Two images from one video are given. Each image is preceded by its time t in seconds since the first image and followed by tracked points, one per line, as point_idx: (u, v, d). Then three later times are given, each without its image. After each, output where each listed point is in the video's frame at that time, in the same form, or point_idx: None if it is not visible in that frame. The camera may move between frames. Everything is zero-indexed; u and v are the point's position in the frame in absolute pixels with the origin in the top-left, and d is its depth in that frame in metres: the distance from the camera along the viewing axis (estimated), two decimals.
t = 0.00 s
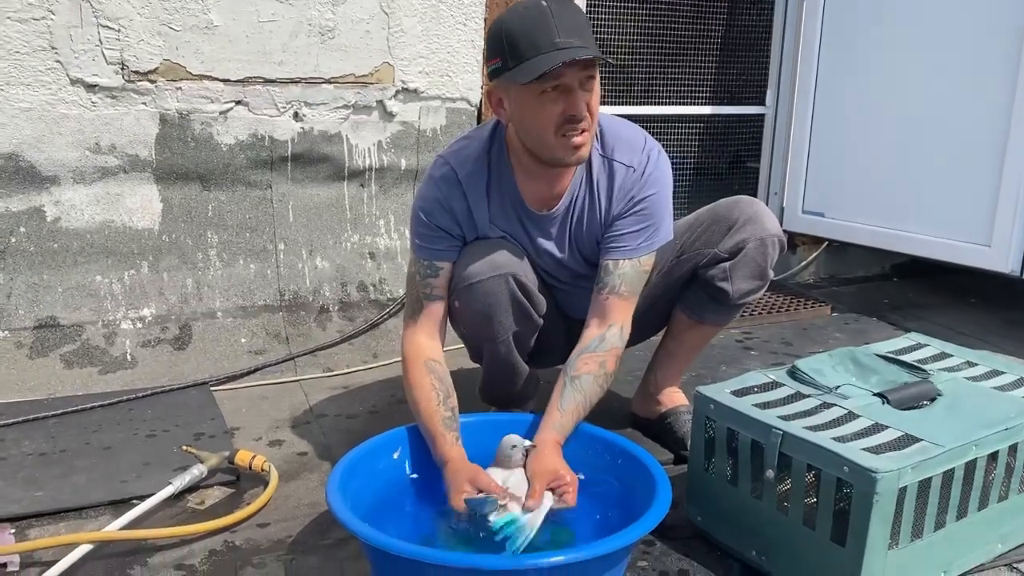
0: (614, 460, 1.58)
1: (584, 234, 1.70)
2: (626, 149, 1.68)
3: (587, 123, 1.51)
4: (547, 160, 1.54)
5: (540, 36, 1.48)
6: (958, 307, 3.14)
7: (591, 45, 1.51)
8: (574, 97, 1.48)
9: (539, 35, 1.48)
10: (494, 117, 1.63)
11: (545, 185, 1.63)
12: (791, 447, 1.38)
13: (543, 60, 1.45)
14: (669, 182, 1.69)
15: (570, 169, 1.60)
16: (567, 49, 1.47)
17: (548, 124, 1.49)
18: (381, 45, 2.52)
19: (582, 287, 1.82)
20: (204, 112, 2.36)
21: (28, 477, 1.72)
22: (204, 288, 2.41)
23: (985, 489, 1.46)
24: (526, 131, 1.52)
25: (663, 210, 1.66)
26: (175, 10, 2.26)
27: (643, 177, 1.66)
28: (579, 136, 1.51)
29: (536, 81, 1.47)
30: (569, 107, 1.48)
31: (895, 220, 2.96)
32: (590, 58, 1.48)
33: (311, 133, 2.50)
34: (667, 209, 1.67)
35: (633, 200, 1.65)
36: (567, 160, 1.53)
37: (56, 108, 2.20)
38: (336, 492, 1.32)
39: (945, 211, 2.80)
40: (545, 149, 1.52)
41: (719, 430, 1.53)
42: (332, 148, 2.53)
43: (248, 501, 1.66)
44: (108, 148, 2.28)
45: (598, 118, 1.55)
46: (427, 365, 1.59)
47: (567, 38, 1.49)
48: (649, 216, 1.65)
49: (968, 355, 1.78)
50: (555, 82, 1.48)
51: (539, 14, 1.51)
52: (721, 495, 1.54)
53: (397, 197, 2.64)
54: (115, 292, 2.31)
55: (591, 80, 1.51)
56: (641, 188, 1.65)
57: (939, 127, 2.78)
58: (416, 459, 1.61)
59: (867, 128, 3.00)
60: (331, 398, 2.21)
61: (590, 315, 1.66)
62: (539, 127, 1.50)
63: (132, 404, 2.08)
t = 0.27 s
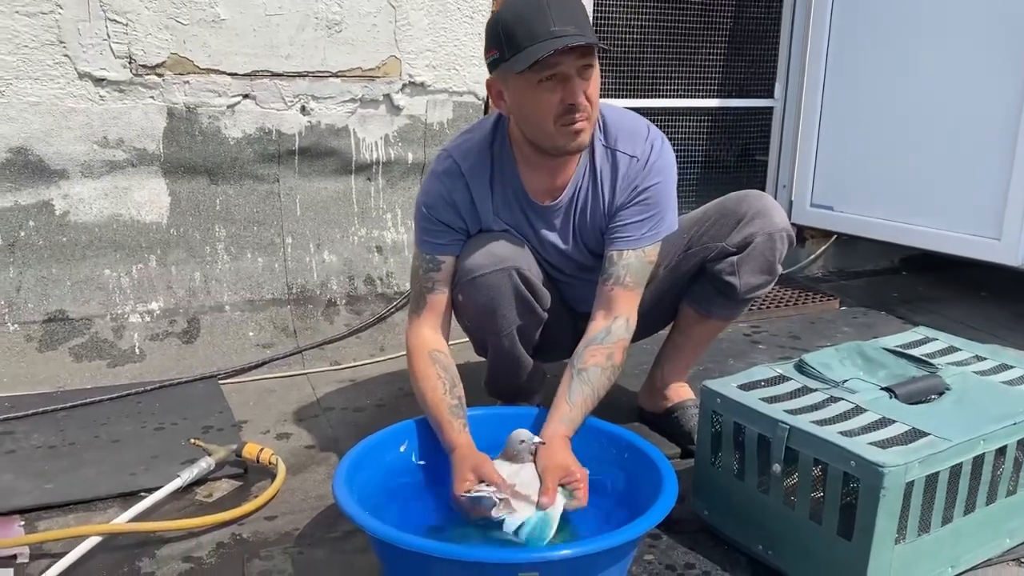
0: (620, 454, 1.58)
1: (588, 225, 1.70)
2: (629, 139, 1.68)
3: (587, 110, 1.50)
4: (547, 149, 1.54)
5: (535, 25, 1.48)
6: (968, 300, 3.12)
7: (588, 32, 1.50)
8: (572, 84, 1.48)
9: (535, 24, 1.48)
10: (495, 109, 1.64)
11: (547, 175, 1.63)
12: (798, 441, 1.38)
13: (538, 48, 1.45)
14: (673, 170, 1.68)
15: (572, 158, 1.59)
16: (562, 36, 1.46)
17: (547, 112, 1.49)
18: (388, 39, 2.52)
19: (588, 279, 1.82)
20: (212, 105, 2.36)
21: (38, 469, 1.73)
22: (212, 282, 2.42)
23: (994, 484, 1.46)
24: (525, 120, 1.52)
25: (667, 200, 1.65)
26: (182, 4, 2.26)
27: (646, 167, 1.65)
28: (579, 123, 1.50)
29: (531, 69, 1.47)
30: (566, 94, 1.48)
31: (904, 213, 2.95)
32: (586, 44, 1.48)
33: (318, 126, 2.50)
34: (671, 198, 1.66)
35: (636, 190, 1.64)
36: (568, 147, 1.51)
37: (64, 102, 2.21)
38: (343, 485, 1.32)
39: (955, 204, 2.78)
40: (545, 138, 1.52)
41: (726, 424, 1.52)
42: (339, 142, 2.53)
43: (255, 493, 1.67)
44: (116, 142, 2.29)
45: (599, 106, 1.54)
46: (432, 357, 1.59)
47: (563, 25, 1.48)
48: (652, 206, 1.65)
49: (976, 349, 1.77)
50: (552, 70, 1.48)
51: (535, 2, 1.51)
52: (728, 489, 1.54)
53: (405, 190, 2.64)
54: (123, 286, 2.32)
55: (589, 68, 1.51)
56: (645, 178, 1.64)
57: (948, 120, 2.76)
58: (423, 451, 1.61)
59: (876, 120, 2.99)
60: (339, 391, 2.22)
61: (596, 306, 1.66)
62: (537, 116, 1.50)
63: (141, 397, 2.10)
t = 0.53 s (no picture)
0: (626, 453, 1.58)
1: (592, 222, 1.69)
2: (633, 136, 1.67)
3: (584, 108, 1.50)
4: (545, 146, 1.54)
5: (533, 21, 1.47)
6: (977, 298, 3.10)
7: (587, 28, 1.49)
8: (569, 82, 1.48)
9: (533, 20, 1.47)
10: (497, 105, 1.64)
11: (548, 172, 1.63)
12: (804, 441, 1.38)
13: (535, 47, 1.44)
14: (678, 167, 1.67)
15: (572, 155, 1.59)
16: (559, 34, 1.45)
17: (544, 110, 1.49)
18: (395, 36, 2.52)
19: (592, 276, 1.81)
20: (219, 103, 2.37)
21: (46, 467, 1.74)
22: (219, 279, 2.43)
23: (1002, 485, 1.45)
24: (522, 117, 1.53)
25: (672, 196, 1.65)
26: (189, 2, 2.26)
27: (650, 163, 1.64)
28: (576, 122, 1.50)
29: (528, 67, 1.47)
30: (563, 92, 1.48)
31: (912, 210, 2.93)
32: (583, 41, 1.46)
33: (325, 124, 2.50)
34: (676, 195, 1.66)
35: (641, 187, 1.64)
36: (565, 145, 1.52)
37: (72, 100, 2.22)
38: (348, 484, 1.33)
39: (965, 202, 2.77)
40: (543, 135, 1.52)
41: (732, 423, 1.52)
42: (346, 140, 2.53)
43: (262, 491, 1.68)
44: (124, 139, 2.29)
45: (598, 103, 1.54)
46: (435, 355, 1.59)
47: (560, 23, 1.46)
48: (657, 202, 1.64)
49: (985, 348, 1.76)
50: (549, 67, 1.47)
51: None
52: (734, 489, 1.54)
53: (411, 187, 2.64)
54: (131, 283, 2.33)
55: (587, 65, 1.50)
56: (649, 174, 1.64)
57: (958, 117, 2.75)
58: (428, 449, 1.62)
59: (885, 117, 2.97)
60: (345, 388, 2.22)
61: (602, 305, 1.65)
62: (535, 113, 1.50)
63: (148, 394, 2.10)
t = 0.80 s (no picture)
0: (637, 452, 1.57)
1: (606, 220, 1.68)
2: (647, 133, 1.66)
3: (580, 108, 1.49)
4: (545, 143, 1.55)
5: (533, 19, 1.47)
6: (992, 295, 3.07)
7: (588, 27, 1.47)
8: (562, 81, 1.48)
9: (533, 18, 1.47)
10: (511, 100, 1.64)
11: (555, 168, 1.63)
12: (818, 442, 1.37)
13: (525, 45, 1.45)
14: (692, 165, 1.66)
15: (577, 152, 1.59)
16: (557, 33, 1.44)
17: (538, 107, 1.50)
18: (406, 31, 2.51)
19: (605, 274, 1.80)
20: (230, 99, 2.37)
21: (59, 463, 1.75)
22: (231, 275, 2.43)
23: (1018, 487, 1.43)
24: (523, 114, 1.55)
25: (686, 195, 1.63)
26: None
27: (664, 161, 1.63)
28: (571, 121, 1.50)
29: (526, 65, 1.49)
30: (558, 90, 1.48)
31: (928, 206, 2.91)
32: (581, 40, 1.45)
33: (336, 120, 2.49)
34: (690, 193, 1.64)
35: (654, 185, 1.62)
36: (559, 143, 1.52)
37: (84, 96, 2.22)
38: (358, 481, 1.33)
39: (987, 199, 2.75)
40: (542, 132, 1.54)
41: (745, 423, 1.51)
42: (357, 136, 2.53)
43: (274, 488, 1.68)
44: (135, 135, 2.30)
45: (601, 103, 1.52)
46: (448, 352, 1.58)
47: (560, 22, 1.46)
48: (670, 201, 1.63)
49: (1001, 347, 1.74)
50: (544, 65, 1.48)
51: None
52: (746, 488, 1.53)
53: (422, 183, 2.64)
54: (143, 279, 2.34)
55: (587, 65, 1.48)
56: (663, 172, 1.62)
57: (977, 112, 2.73)
58: (439, 447, 1.62)
59: (900, 111, 2.94)
60: (357, 384, 2.22)
61: (612, 303, 1.64)
62: (532, 111, 1.52)
63: (160, 389, 2.11)
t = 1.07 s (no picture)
0: (650, 448, 1.57)
1: (621, 218, 1.68)
2: (664, 131, 1.65)
3: (587, 106, 1.49)
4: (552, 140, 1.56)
5: (543, 16, 1.47)
6: (1006, 293, 3.05)
7: (598, 25, 1.47)
8: (569, 79, 1.48)
9: (544, 14, 1.47)
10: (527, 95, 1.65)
11: (567, 165, 1.63)
12: (831, 439, 1.36)
13: (533, 41, 1.46)
14: (709, 164, 1.65)
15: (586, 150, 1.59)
16: (565, 30, 1.45)
17: (545, 103, 1.50)
18: (418, 27, 2.51)
19: (619, 272, 1.80)
20: (243, 95, 2.37)
21: (74, 456, 1.76)
22: (243, 270, 2.44)
23: None
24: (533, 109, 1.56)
25: (701, 194, 1.63)
26: None
27: (680, 160, 1.62)
28: (577, 119, 1.49)
29: (535, 61, 1.49)
30: (564, 87, 1.48)
31: (940, 203, 2.89)
32: (589, 38, 1.45)
33: (348, 116, 2.50)
34: (706, 192, 1.64)
35: (670, 183, 1.62)
36: (564, 141, 1.52)
37: (98, 91, 2.23)
38: (372, 476, 1.33)
39: (1001, 197, 2.73)
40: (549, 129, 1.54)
41: (758, 419, 1.51)
42: (369, 131, 2.53)
43: (287, 482, 1.69)
44: (149, 131, 2.31)
45: (610, 102, 1.51)
46: (462, 348, 1.59)
47: (570, 19, 1.46)
48: (686, 200, 1.62)
49: (1016, 345, 1.72)
50: (552, 62, 1.48)
51: None
52: (759, 485, 1.53)
53: (434, 179, 2.64)
54: (156, 274, 2.35)
55: (596, 64, 1.48)
56: (679, 171, 1.62)
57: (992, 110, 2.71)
58: (452, 443, 1.62)
59: (913, 107, 2.92)
60: (368, 380, 2.23)
61: (626, 301, 1.65)
62: (539, 107, 1.52)
63: (173, 384, 2.12)
